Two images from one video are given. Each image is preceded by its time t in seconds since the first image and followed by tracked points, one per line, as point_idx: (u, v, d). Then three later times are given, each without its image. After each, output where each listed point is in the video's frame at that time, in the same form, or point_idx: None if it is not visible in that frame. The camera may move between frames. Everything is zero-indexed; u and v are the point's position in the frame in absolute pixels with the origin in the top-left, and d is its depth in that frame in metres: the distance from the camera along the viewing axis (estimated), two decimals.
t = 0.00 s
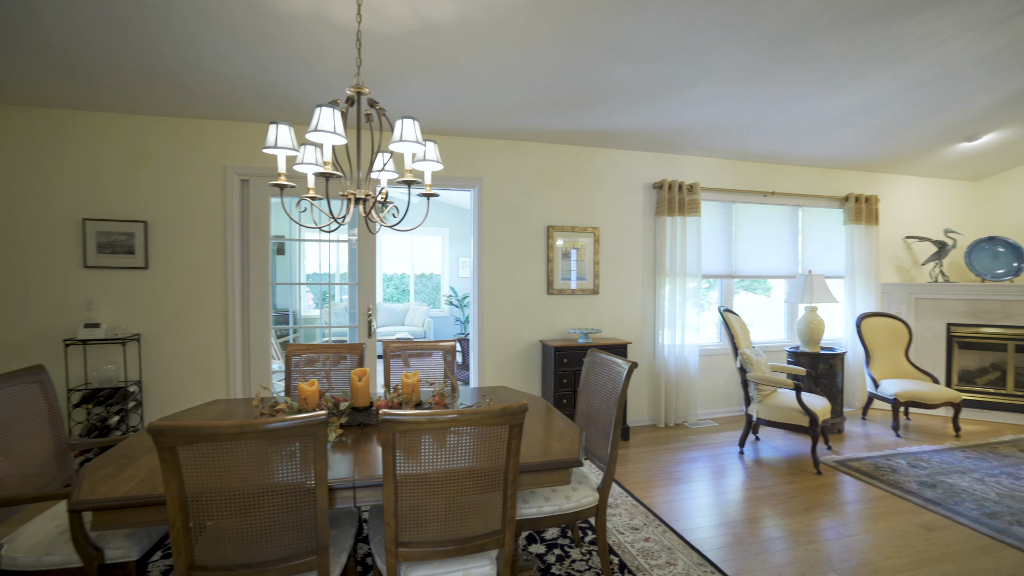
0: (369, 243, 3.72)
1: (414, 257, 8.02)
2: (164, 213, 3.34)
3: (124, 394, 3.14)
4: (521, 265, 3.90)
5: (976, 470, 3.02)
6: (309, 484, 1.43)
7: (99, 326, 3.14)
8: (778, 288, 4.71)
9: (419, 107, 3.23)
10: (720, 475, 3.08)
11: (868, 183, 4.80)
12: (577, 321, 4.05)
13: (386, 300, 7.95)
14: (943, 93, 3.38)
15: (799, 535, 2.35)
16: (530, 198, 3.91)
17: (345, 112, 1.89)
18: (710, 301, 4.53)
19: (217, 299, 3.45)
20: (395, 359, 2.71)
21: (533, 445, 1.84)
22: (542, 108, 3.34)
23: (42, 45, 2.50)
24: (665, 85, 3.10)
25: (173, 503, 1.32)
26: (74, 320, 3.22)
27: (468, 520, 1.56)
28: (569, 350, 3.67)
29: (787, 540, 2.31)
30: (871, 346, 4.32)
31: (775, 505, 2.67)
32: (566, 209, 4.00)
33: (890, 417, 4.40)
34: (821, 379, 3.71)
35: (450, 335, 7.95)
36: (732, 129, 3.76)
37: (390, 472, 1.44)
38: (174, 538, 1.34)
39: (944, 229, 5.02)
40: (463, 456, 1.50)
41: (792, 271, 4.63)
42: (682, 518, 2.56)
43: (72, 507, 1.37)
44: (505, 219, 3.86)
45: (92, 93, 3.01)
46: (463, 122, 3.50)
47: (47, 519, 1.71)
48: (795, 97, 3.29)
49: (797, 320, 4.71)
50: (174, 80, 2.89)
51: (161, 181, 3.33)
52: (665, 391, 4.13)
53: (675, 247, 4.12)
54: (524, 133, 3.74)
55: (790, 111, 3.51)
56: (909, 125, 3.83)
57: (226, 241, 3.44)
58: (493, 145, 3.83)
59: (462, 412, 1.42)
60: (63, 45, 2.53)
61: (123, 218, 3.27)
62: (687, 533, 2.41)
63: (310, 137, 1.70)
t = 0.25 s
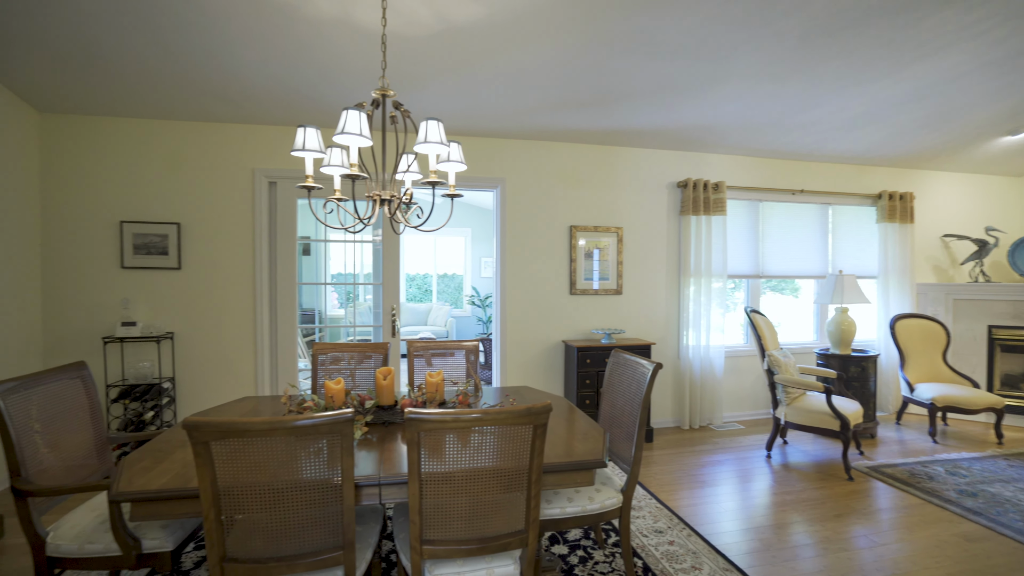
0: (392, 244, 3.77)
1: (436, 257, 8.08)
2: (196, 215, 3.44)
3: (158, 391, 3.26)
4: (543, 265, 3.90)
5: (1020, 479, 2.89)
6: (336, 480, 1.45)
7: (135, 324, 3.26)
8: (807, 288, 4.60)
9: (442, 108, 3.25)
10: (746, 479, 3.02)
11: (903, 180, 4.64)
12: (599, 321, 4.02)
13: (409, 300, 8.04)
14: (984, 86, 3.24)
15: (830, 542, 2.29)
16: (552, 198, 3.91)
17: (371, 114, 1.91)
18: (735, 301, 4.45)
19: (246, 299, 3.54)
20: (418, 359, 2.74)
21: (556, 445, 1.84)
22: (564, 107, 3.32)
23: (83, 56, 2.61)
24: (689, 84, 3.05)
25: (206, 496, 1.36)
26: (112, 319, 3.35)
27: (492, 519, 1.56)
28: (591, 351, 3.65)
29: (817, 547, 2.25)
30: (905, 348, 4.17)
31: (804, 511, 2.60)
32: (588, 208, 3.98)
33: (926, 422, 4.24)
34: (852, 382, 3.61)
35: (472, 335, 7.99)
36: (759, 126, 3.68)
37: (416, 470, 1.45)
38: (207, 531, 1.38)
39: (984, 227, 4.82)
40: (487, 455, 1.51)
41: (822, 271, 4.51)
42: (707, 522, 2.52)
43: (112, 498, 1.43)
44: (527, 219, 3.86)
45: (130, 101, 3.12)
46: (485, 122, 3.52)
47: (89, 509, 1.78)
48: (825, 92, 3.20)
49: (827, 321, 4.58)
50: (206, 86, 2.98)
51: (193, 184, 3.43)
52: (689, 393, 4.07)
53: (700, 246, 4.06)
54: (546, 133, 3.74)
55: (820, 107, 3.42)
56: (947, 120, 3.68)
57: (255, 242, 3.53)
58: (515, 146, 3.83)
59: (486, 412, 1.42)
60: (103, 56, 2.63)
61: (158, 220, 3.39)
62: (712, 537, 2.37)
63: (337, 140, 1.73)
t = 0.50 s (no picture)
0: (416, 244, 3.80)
1: (459, 257, 8.13)
2: (226, 216, 3.54)
3: (190, 387, 3.35)
4: (566, 265, 3.88)
5: None
6: (361, 478, 1.47)
7: (169, 323, 3.36)
8: (839, 289, 4.47)
9: (464, 109, 3.27)
10: (774, 485, 2.95)
11: (941, 177, 4.46)
12: (623, 321, 3.98)
13: (432, 300, 8.10)
14: None
15: (863, 551, 2.22)
16: (575, 198, 3.88)
17: (396, 116, 1.93)
18: (763, 302, 4.35)
19: (274, 298, 3.62)
20: (442, 359, 2.75)
21: (581, 447, 1.82)
22: (587, 106, 3.30)
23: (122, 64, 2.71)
24: (715, 80, 3.00)
25: (237, 491, 1.39)
26: (147, 317, 3.46)
27: (516, 519, 1.56)
28: (615, 351, 3.62)
29: (850, 556, 2.18)
30: (943, 352, 4.01)
31: (836, 519, 2.52)
32: (612, 208, 3.94)
33: (966, 429, 4.07)
34: (886, 386, 3.49)
35: (494, 335, 8.01)
36: (788, 122, 3.59)
37: (440, 470, 1.46)
38: (237, 526, 1.41)
39: None
40: (511, 456, 1.50)
41: (854, 271, 4.37)
42: (734, 527, 2.47)
43: (147, 491, 1.47)
44: (549, 219, 3.84)
45: (163, 106, 3.22)
46: (508, 123, 3.52)
47: (126, 501, 1.84)
48: (858, 87, 3.10)
49: (860, 322, 4.44)
50: (235, 91, 3.05)
51: (224, 187, 3.53)
52: (715, 395, 4.00)
53: (726, 246, 3.98)
54: (569, 133, 3.72)
55: (853, 102, 3.31)
56: (989, 114, 3.52)
57: (282, 242, 3.61)
58: (537, 145, 3.83)
59: (510, 412, 1.42)
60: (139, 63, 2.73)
61: (190, 222, 3.49)
62: (739, 543, 2.32)
63: (363, 142, 1.75)
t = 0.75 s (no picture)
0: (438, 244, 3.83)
1: (481, 257, 8.16)
2: (254, 217, 3.62)
3: (219, 384, 3.44)
4: (588, 265, 3.85)
5: None
6: (386, 475, 1.48)
7: (199, 321, 3.45)
8: (871, 289, 4.33)
9: (486, 109, 3.28)
10: (803, 490, 2.87)
11: (981, 173, 4.28)
12: (646, 322, 3.93)
13: (454, 300, 8.14)
14: None
15: (898, 560, 2.14)
16: (597, 197, 3.85)
17: (420, 116, 1.94)
18: (791, 303, 4.25)
19: (300, 298, 3.68)
20: (465, 358, 2.76)
21: (605, 448, 1.81)
22: (610, 105, 3.28)
23: (157, 69, 2.80)
24: (742, 76, 2.94)
25: (265, 486, 1.42)
26: (179, 315, 3.57)
27: (539, 519, 1.56)
28: (638, 352, 3.58)
29: (884, 565, 2.11)
30: (984, 355, 3.85)
31: (869, 526, 2.44)
32: (635, 207, 3.90)
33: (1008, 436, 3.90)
34: (922, 390, 3.37)
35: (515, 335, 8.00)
36: (818, 118, 3.50)
37: (464, 468, 1.46)
38: (266, 520, 1.44)
39: None
40: (534, 455, 1.50)
41: (888, 271, 4.23)
42: (761, 532, 2.41)
43: (180, 484, 1.52)
44: (571, 219, 3.83)
45: (195, 110, 3.32)
46: (530, 122, 3.52)
47: (160, 493, 1.90)
48: (892, 81, 3.00)
49: (894, 324, 4.29)
50: (263, 94, 3.13)
51: (252, 189, 3.61)
52: (741, 397, 3.92)
53: (753, 245, 3.89)
54: (591, 132, 3.70)
55: (887, 97, 3.21)
56: None
57: (308, 242, 3.67)
58: (559, 145, 3.81)
59: (533, 412, 1.41)
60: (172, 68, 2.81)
61: (220, 222, 3.59)
62: (767, 548, 2.27)
63: (388, 142, 1.77)
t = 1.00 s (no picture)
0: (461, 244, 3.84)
1: (503, 257, 8.17)
2: (280, 218, 3.70)
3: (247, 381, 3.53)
4: (611, 265, 3.82)
5: None
6: (410, 473, 1.49)
7: (228, 320, 3.53)
8: (906, 290, 4.18)
9: (508, 109, 3.29)
10: (834, 496, 2.79)
11: None
12: (670, 322, 3.88)
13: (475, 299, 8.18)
14: None
15: (936, 571, 2.06)
16: (620, 196, 3.82)
17: (443, 116, 1.95)
18: (821, 303, 4.13)
19: (325, 297, 3.74)
20: (488, 358, 2.76)
21: (629, 449, 1.79)
22: (633, 103, 3.24)
23: (189, 74, 2.89)
24: (769, 71, 2.87)
25: (292, 481, 1.45)
26: (209, 313, 3.67)
27: (562, 520, 1.54)
28: (662, 352, 3.53)
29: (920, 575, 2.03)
30: None
31: (904, 535, 2.36)
32: (659, 206, 3.85)
33: None
34: (961, 394, 3.24)
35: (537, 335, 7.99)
36: (849, 113, 3.40)
37: (488, 467, 1.46)
38: (293, 514, 1.46)
39: None
40: (558, 455, 1.49)
41: (924, 271, 4.08)
42: (790, 538, 2.35)
43: (211, 478, 1.56)
44: (594, 218, 3.80)
45: (225, 114, 3.40)
46: (552, 121, 3.51)
47: (191, 486, 1.95)
48: (920, 74, 2.91)
49: (930, 325, 4.13)
50: (290, 97, 3.19)
51: (279, 190, 3.69)
52: (768, 400, 3.83)
53: (781, 244, 3.80)
54: (614, 130, 3.66)
55: (922, 89, 3.09)
56: None
57: (332, 243, 3.73)
58: (581, 143, 3.79)
59: (557, 412, 1.41)
60: (203, 72, 2.90)
61: (248, 223, 3.68)
62: (796, 555, 2.21)
63: (412, 142, 1.78)
